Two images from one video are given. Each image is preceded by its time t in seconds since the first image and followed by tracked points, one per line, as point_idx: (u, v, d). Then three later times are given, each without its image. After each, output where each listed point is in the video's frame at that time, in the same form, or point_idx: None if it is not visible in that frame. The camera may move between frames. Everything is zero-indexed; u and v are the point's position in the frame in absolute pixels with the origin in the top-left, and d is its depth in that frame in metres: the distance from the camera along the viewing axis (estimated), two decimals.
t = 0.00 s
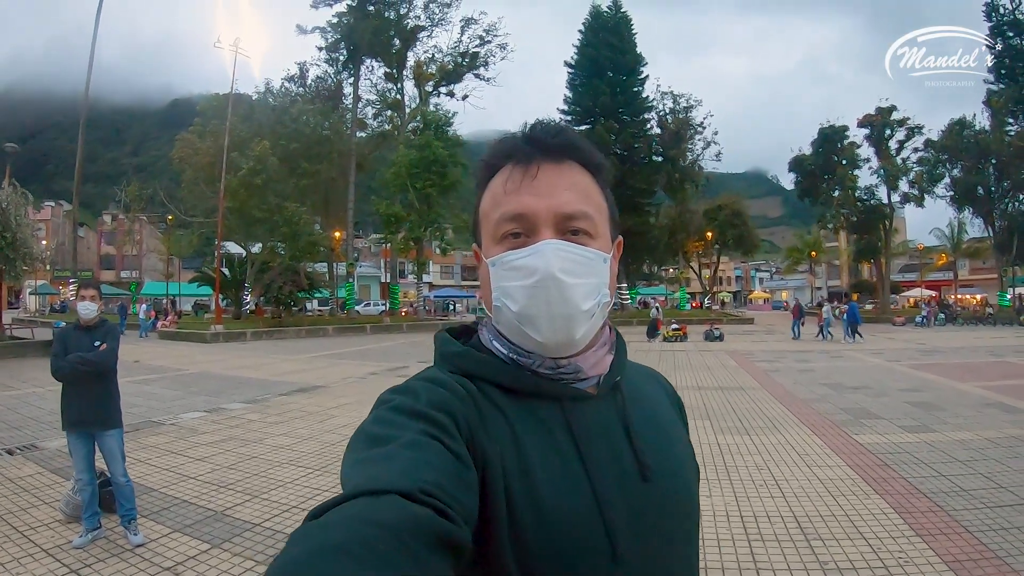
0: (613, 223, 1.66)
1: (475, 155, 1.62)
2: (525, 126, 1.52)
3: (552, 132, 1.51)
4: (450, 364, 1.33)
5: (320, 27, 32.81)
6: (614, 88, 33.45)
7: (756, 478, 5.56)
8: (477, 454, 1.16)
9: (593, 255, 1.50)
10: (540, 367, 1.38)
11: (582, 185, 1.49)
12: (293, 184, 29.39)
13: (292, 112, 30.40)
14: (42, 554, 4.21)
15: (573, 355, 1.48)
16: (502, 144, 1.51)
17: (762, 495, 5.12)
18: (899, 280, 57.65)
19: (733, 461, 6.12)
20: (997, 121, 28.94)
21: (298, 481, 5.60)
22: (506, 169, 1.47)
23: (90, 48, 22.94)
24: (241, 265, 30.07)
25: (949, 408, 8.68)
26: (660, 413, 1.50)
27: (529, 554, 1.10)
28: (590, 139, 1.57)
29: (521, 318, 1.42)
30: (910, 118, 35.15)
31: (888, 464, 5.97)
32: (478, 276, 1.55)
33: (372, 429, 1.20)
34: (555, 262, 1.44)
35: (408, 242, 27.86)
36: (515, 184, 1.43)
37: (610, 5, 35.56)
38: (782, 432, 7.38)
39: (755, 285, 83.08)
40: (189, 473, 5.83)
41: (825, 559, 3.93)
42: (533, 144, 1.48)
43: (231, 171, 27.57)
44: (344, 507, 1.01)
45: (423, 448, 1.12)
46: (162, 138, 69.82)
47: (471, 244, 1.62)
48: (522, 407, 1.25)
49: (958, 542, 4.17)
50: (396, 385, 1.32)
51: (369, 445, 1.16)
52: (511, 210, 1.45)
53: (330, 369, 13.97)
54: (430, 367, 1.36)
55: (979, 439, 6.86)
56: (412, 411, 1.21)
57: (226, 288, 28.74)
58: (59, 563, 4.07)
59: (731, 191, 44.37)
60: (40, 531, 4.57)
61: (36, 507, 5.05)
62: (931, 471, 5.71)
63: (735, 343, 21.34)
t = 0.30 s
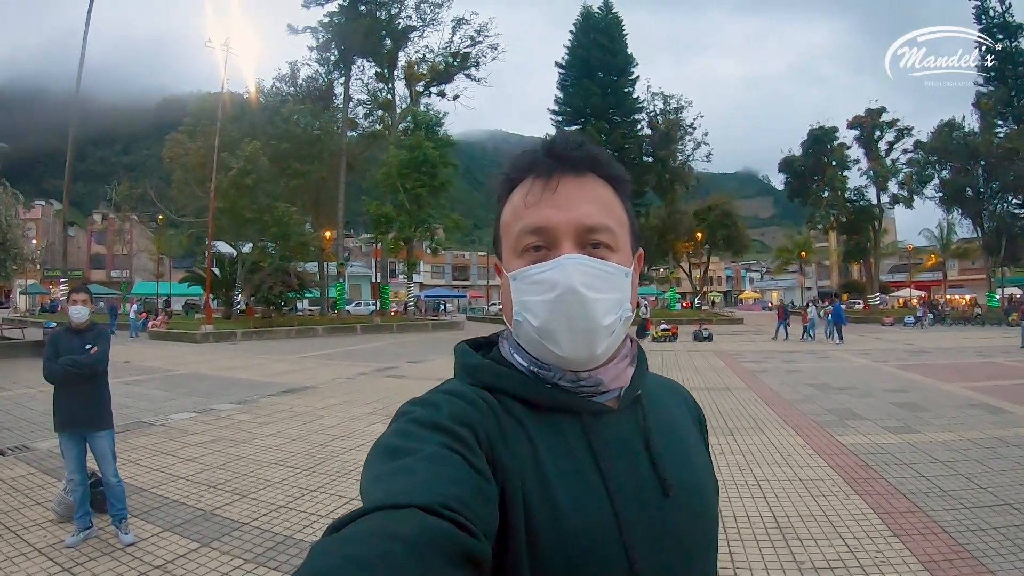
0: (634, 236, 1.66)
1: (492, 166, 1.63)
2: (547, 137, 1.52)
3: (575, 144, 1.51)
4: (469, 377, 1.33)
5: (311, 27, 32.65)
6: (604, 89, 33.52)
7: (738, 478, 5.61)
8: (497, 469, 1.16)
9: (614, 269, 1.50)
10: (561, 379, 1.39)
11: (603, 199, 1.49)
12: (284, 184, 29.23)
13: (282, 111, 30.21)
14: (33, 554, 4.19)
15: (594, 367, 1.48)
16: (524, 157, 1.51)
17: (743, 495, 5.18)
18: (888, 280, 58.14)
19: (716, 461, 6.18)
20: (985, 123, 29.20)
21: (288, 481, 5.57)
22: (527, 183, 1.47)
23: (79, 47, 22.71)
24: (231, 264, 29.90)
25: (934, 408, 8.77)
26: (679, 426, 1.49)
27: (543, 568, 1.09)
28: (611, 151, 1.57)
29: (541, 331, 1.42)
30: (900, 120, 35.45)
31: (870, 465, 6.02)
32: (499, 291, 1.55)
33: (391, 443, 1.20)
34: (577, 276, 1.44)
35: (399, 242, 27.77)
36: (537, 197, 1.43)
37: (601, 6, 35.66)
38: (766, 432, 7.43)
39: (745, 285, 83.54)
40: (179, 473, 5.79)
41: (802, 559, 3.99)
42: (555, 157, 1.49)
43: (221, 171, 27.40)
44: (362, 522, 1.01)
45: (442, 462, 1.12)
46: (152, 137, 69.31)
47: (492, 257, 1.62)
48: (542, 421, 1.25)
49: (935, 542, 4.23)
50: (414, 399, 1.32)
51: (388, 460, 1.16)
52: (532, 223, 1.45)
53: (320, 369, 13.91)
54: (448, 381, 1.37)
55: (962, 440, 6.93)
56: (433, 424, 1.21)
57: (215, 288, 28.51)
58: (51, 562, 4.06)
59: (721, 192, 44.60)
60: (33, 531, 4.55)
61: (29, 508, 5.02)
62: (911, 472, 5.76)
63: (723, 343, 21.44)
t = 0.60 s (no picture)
0: (632, 229, 1.66)
1: (490, 157, 1.63)
2: (547, 127, 1.52)
3: (574, 134, 1.51)
4: (464, 368, 1.33)
5: (302, 24, 32.48)
6: (595, 89, 33.60)
7: (722, 475, 5.66)
8: (492, 462, 1.16)
9: (613, 262, 1.50)
10: (556, 372, 1.39)
11: (604, 192, 1.49)
12: (273, 183, 29.07)
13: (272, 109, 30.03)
14: (24, 548, 4.18)
15: (589, 359, 1.48)
16: (522, 146, 1.51)
17: (728, 492, 5.23)
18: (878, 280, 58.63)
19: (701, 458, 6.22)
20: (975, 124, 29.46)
21: (279, 478, 5.54)
22: (527, 171, 1.47)
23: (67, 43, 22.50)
24: (221, 262, 29.71)
25: (919, 407, 8.86)
26: (672, 421, 1.49)
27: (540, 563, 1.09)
28: (610, 142, 1.58)
29: (539, 323, 1.42)
30: (889, 121, 35.72)
31: (852, 462, 6.08)
32: (496, 283, 1.55)
33: (385, 432, 1.19)
34: (573, 268, 1.45)
35: (389, 241, 27.70)
36: (537, 188, 1.43)
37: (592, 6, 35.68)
38: (751, 430, 7.49)
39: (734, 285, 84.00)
40: (168, 470, 5.75)
41: (783, 554, 4.04)
42: (555, 147, 1.49)
43: (211, 170, 27.23)
44: (353, 514, 1.01)
45: (435, 453, 1.12)
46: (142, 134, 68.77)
47: (489, 247, 1.62)
48: (537, 413, 1.25)
49: (915, 538, 4.28)
50: (408, 388, 1.32)
51: (381, 450, 1.15)
52: (532, 214, 1.45)
53: (310, 368, 13.85)
54: (443, 371, 1.37)
55: (944, 438, 7.01)
56: (427, 416, 1.20)
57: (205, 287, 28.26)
58: (41, 557, 4.05)
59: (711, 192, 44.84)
60: (23, 527, 4.53)
61: (20, 503, 5.00)
62: (894, 470, 5.82)
63: (711, 343, 21.55)
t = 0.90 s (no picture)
0: (620, 216, 1.66)
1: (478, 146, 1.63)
2: (534, 116, 1.52)
3: (560, 121, 1.51)
4: (451, 356, 1.33)
5: (298, 27, 32.47)
6: (590, 92, 33.66)
7: (714, 474, 5.67)
8: (479, 449, 1.16)
9: (600, 247, 1.50)
10: (545, 359, 1.39)
11: (591, 178, 1.49)
12: (269, 185, 28.98)
13: (267, 111, 29.95)
14: (21, 545, 4.19)
15: (577, 347, 1.48)
16: (509, 134, 1.52)
17: (720, 490, 5.24)
18: (871, 283, 58.92)
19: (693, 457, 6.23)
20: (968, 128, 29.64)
21: (275, 476, 5.53)
22: (513, 159, 1.47)
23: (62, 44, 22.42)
24: (216, 264, 29.63)
25: (911, 407, 8.90)
26: (663, 409, 1.49)
27: (530, 549, 1.09)
28: (597, 130, 1.58)
29: (526, 309, 1.41)
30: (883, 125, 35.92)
31: (843, 461, 6.10)
32: (485, 271, 1.55)
33: (373, 422, 1.19)
34: (562, 255, 1.44)
35: (384, 243, 27.71)
36: (523, 176, 1.43)
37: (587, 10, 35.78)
38: (743, 430, 7.50)
39: (729, 287, 84.27)
40: (165, 468, 5.74)
41: (774, 550, 4.06)
42: (542, 135, 1.49)
43: (206, 172, 27.16)
44: (340, 503, 1.01)
45: (422, 443, 1.11)
46: (137, 135, 68.52)
47: (477, 236, 1.62)
48: (526, 401, 1.25)
49: (903, 534, 4.32)
50: (398, 377, 1.31)
51: (369, 440, 1.15)
52: (519, 201, 1.45)
53: (306, 369, 13.82)
54: (432, 359, 1.36)
55: (935, 437, 7.05)
56: (416, 405, 1.20)
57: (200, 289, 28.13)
58: (38, 553, 4.04)
59: (706, 195, 44.99)
60: (22, 524, 4.54)
61: (18, 502, 5.00)
62: (884, 468, 5.85)
63: (706, 345, 21.59)
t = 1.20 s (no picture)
0: (598, 215, 1.67)
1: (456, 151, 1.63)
2: (509, 118, 1.53)
3: (535, 125, 1.52)
4: (433, 362, 1.33)
5: (299, 31, 32.54)
6: (590, 96, 33.64)
7: (711, 473, 5.67)
8: (462, 452, 1.16)
9: (579, 245, 1.51)
10: (528, 361, 1.39)
11: (567, 178, 1.50)
12: (270, 188, 28.99)
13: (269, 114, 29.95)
14: (33, 541, 4.24)
15: (561, 347, 1.48)
16: (484, 138, 1.52)
17: (715, 489, 5.24)
18: (871, 286, 58.95)
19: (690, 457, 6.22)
20: (967, 131, 29.66)
21: (279, 475, 5.55)
22: (489, 163, 1.48)
23: (65, 48, 22.47)
24: (217, 266, 29.68)
25: (909, 409, 8.91)
26: (648, 408, 1.49)
27: (514, 549, 1.09)
28: (573, 133, 1.59)
29: (507, 310, 1.42)
30: (882, 128, 35.94)
31: (839, 461, 6.10)
32: (465, 274, 1.55)
33: (356, 429, 1.19)
34: (541, 253, 1.45)
35: (385, 246, 27.78)
36: (499, 178, 1.44)
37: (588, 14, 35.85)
38: (741, 430, 7.49)
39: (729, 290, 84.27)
40: (171, 467, 5.77)
41: (769, 546, 4.08)
42: (515, 137, 1.50)
43: (208, 175, 27.22)
44: (327, 510, 1.01)
45: (406, 449, 1.11)
46: (138, 138, 68.57)
47: (456, 241, 1.63)
48: (510, 406, 1.25)
49: (897, 531, 4.32)
50: (380, 384, 1.32)
51: (353, 447, 1.16)
52: (497, 203, 1.45)
53: (308, 371, 13.82)
54: (414, 366, 1.36)
55: (931, 438, 7.05)
56: (398, 412, 1.20)
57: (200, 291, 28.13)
58: (49, 550, 4.09)
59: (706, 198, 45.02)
60: (33, 521, 4.59)
61: (28, 499, 5.04)
62: (880, 467, 5.84)
63: (706, 347, 21.58)
